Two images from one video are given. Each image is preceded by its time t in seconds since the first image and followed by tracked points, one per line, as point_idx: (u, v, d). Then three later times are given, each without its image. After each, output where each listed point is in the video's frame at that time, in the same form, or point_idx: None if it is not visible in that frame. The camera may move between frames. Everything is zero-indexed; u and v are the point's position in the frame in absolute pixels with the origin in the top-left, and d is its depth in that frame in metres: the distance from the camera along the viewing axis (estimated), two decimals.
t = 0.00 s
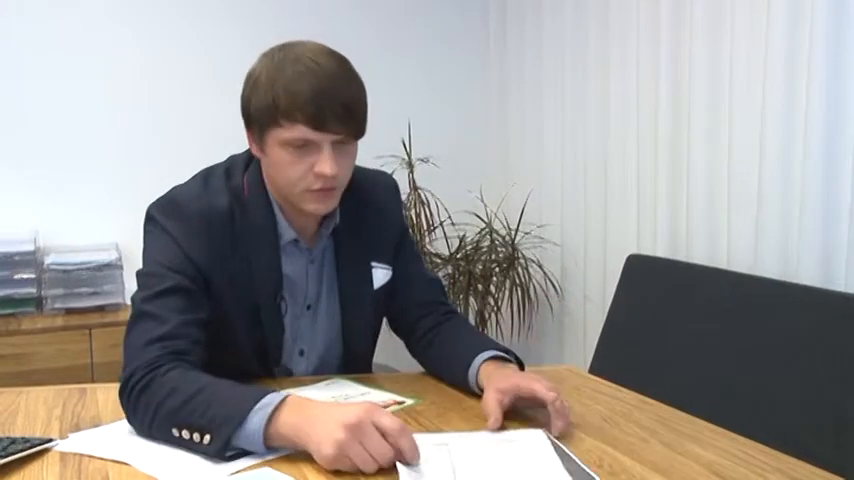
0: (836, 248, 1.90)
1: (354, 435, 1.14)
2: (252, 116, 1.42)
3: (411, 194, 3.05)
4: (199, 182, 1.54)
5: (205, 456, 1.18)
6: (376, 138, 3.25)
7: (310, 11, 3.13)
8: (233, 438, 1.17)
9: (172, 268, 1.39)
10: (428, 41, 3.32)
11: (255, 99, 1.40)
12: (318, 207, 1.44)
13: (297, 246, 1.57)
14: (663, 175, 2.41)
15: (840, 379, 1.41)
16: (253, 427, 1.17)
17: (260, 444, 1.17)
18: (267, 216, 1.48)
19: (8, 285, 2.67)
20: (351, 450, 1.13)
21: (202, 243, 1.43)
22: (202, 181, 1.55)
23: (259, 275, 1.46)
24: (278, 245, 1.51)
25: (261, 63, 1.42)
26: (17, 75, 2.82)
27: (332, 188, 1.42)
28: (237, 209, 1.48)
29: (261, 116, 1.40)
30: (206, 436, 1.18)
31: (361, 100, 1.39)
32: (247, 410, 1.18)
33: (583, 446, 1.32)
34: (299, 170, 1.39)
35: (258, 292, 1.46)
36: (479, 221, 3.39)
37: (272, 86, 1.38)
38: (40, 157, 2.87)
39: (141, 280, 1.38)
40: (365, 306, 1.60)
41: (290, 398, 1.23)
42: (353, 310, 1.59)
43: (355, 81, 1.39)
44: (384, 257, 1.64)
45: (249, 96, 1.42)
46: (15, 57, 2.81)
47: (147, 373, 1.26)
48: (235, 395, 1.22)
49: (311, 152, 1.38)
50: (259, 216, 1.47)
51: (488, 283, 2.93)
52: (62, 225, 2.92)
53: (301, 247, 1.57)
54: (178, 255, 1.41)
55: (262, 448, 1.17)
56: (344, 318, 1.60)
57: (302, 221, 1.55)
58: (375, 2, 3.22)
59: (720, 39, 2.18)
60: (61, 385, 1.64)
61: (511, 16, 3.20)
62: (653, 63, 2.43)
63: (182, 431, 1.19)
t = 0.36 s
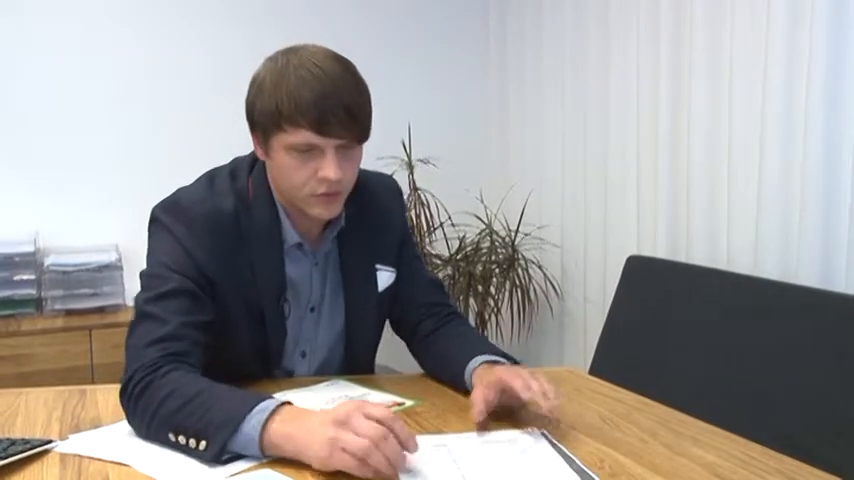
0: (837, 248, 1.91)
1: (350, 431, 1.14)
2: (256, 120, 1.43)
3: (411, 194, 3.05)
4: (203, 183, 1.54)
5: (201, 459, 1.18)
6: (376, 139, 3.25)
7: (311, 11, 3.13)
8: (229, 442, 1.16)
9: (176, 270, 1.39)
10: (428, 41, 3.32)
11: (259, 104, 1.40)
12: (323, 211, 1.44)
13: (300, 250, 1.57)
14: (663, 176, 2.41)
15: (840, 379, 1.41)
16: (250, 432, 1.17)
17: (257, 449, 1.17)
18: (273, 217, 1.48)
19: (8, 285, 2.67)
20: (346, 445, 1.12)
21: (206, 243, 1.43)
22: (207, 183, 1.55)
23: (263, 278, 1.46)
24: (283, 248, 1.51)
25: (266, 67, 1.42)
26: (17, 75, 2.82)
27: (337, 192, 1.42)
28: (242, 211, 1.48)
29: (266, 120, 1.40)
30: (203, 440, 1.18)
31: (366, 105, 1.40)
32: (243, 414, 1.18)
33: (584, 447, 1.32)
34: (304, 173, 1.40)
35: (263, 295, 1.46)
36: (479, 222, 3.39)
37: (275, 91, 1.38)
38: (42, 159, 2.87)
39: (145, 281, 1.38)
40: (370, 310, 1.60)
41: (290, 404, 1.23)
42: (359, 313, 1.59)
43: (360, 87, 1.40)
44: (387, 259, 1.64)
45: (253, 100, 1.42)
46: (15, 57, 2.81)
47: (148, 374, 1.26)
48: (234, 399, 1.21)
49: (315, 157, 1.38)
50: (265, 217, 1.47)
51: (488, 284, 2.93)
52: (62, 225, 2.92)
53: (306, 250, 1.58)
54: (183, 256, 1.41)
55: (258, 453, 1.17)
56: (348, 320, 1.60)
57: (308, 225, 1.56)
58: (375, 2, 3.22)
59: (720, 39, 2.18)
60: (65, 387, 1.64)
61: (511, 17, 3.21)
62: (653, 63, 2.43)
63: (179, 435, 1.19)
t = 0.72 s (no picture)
0: (837, 249, 1.91)
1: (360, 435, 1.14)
2: (270, 121, 1.43)
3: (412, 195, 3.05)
4: (215, 184, 1.54)
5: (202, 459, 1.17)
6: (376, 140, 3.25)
7: (311, 12, 3.13)
8: (231, 442, 1.16)
9: (185, 270, 1.39)
10: (428, 41, 3.32)
11: (274, 104, 1.41)
12: (333, 211, 1.43)
13: (310, 252, 1.56)
14: (663, 176, 2.41)
15: (840, 379, 1.41)
16: (252, 433, 1.17)
17: (258, 449, 1.17)
18: (285, 217, 1.48)
19: (8, 286, 2.67)
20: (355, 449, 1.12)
21: (216, 242, 1.43)
22: (219, 183, 1.55)
23: (273, 279, 1.46)
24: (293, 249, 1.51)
25: (282, 69, 1.43)
26: (17, 76, 2.82)
27: (348, 193, 1.41)
28: (254, 212, 1.48)
29: (280, 120, 1.40)
30: (205, 439, 1.18)
31: (379, 108, 1.39)
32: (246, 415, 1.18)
33: (584, 447, 1.32)
34: (315, 173, 1.39)
35: (271, 296, 1.46)
36: (478, 223, 3.39)
37: (290, 91, 1.39)
38: (42, 159, 2.87)
39: (154, 281, 1.38)
40: (376, 312, 1.59)
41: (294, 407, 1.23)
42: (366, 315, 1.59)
43: (375, 90, 1.40)
44: (395, 261, 1.64)
45: (268, 101, 1.43)
46: (15, 57, 2.81)
47: (152, 373, 1.26)
48: (237, 401, 1.21)
49: (327, 156, 1.38)
50: (277, 217, 1.48)
51: (488, 285, 2.93)
52: (62, 225, 2.92)
53: (315, 252, 1.57)
54: (194, 257, 1.41)
55: (259, 454, 1.17)
56: (355, 322, 1.60)
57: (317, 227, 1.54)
58: (376, 2, 3.22)
59: (720, 40, 2.18)
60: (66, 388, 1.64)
61: (511, 17, 3.20)
62: (652, 63, 2.43)
63: (181, 434, 1.19)
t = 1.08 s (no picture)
0: (836, 249, 1.90)
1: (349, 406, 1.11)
2: (281, 113, 1.44)
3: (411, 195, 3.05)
4: (228, 178, 1.54)
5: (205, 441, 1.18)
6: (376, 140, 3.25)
7: (310, 12, 3.13)
8: (230, 424, 1.16)
9: (200, 258, 1.38)
10: (428, 41, 3.32)
11: (285, 94, 1.41)
12: (343, 200, 1.43)
13: (318, 247, 1.56)
14: (663, 175, 2.41)
15: (840, 378, 1.41)
16: (250, 414, 1.16)
17: (257, 431, 1.16)
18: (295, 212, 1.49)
19: (7, 285, 2.67)
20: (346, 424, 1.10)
21: (232, 233, 1.42)
22: (232, 177, 1.54)
23: (282, 273, 1.46)
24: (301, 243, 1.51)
25: (295, 60, 1.43)
26: (17, 75, 2.82)
27: (357, 181, 1.41)
28: (266, 205, 1.48)
29: (291, 110, 1.41)
30: (206, 421, 1.17)
31: (389, 98, 1.39)
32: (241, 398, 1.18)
33: (584, 447, 1.32)
34: (325, 160, 1.39)
35: (279, 291, 1.46)
36: (478, 222, 3.38)
37: (299, 82, 1.39)
38: (41, 159, 2.87)
39: (168, 270, 1.38)
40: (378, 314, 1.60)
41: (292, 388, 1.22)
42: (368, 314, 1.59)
43: (385, 82, 1.40)
44: (398, 259, 1.65)
45: (279, 93, 1.43)
46: (15, 57, 2.81)
47: (161, 358, 1.26)
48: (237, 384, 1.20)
49: (336, 144, 1.38)
50: (289, 213, 1.48)
51: (487, 284, 2.93)
52: (62, 225, 2.92)
53: (323, 247, 1.56)
54: (208, 247, 1.40)
55: (259, 435, 1.16)
56: (357, 319, 1.59)
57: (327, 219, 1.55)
58: (375, 2, 3.22)
59: (719, 40, 2.18)
60: (65, 389, 1.64)
61: (510, 17, 3.21)
62: (652, 62, 2.43)
63: (184, 417, 1.19)
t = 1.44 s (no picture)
0: (835, 245, 1.90)
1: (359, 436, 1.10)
2: (273, 115, 1.43)
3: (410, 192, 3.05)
4: (225, 177, 1.53)
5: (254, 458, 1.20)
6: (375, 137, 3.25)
7: (310, 10, 3.13)
8: (266, 442, 1.17)
9: (215, 262, 1.39)
10: (427, 39, 3.32)
11: (276, 96, 1.41)
12: (338, 201, 1.42)
13: (316, 246, 1.56)
14: (662, 172, 2.41)
15: (839, 376, 1.41)
16: (280, 429, 1.17)
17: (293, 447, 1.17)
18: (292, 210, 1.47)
19: (6, 283, 2.67)
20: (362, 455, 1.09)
21: (237, 234, 1.42)
22: (228, 176, 1.53)
23: (283, 273, 1.45)
24: (300, 244, 1.50)
25: (285, 62, 1.44)
26: (15, 73, 2.82)
27: (352, 181, 1.41)
28: (266, 205, 1.47)
29: (283, 112, 1.40)
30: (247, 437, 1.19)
31: (382, 98, 1.40)
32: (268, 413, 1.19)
33: (583, 444, 1.32)
34: (319, 160, 1.39)
35: (281, 290, 1.45)
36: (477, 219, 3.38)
37: (291, 83, 1.39)
38: (40, 156, 2.87)
39: (185, 277, 1.38)
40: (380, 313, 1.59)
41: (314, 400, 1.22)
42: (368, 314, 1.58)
43: (378, 81, 1.40)
44: (398, 257, 1.64)
45: (270, 95, 1.43)
46: (13, 55, 2.81)
47: (208, 368, 1.28)
48: (273, 396, 1.22)
49: (330, 144, 1.38)
50: (287, 211, 1.47)
51: (486, 281, 2.93)
52: (61, 223, 2.91)
53: (322, 246, 1.56)
54: (213, 251, 1.40)
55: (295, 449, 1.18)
56: (359, 319, 1.59)
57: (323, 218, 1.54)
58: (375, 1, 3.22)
59: (719, 37, 2.18)
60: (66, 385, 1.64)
61: (509, 16, 3.20)
62: (652, 60, 2.43)
63: (231, 433, 1.21)
